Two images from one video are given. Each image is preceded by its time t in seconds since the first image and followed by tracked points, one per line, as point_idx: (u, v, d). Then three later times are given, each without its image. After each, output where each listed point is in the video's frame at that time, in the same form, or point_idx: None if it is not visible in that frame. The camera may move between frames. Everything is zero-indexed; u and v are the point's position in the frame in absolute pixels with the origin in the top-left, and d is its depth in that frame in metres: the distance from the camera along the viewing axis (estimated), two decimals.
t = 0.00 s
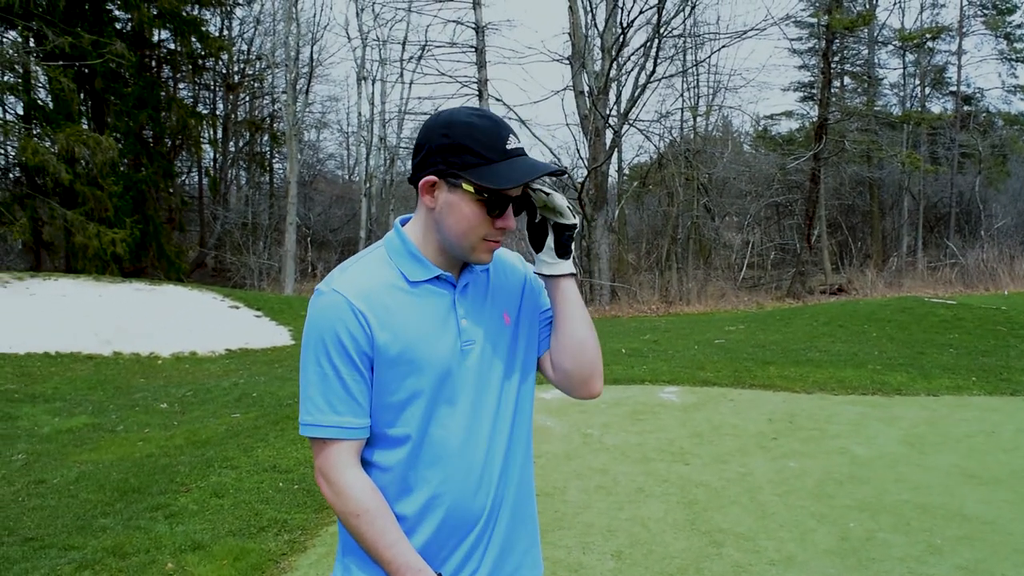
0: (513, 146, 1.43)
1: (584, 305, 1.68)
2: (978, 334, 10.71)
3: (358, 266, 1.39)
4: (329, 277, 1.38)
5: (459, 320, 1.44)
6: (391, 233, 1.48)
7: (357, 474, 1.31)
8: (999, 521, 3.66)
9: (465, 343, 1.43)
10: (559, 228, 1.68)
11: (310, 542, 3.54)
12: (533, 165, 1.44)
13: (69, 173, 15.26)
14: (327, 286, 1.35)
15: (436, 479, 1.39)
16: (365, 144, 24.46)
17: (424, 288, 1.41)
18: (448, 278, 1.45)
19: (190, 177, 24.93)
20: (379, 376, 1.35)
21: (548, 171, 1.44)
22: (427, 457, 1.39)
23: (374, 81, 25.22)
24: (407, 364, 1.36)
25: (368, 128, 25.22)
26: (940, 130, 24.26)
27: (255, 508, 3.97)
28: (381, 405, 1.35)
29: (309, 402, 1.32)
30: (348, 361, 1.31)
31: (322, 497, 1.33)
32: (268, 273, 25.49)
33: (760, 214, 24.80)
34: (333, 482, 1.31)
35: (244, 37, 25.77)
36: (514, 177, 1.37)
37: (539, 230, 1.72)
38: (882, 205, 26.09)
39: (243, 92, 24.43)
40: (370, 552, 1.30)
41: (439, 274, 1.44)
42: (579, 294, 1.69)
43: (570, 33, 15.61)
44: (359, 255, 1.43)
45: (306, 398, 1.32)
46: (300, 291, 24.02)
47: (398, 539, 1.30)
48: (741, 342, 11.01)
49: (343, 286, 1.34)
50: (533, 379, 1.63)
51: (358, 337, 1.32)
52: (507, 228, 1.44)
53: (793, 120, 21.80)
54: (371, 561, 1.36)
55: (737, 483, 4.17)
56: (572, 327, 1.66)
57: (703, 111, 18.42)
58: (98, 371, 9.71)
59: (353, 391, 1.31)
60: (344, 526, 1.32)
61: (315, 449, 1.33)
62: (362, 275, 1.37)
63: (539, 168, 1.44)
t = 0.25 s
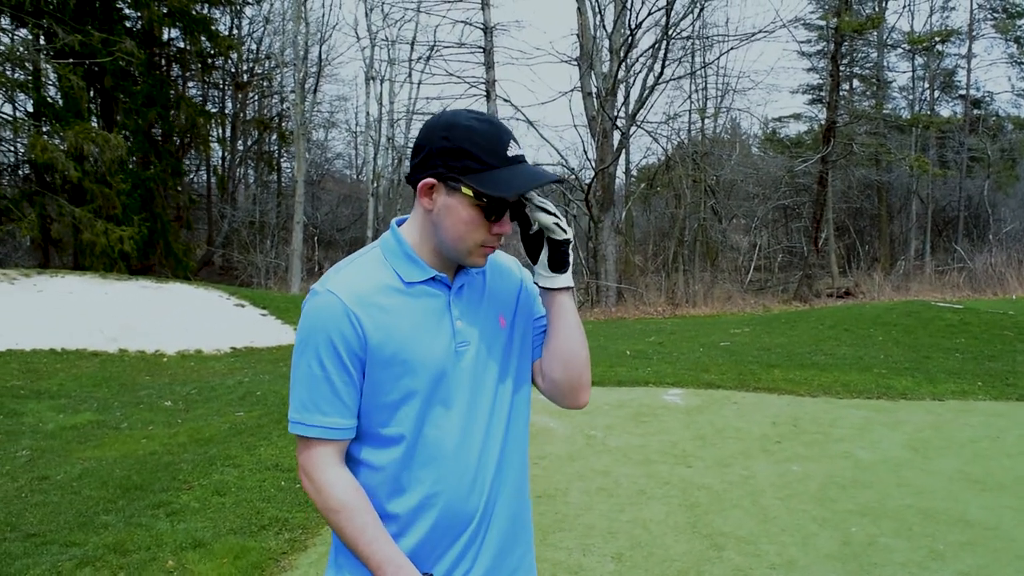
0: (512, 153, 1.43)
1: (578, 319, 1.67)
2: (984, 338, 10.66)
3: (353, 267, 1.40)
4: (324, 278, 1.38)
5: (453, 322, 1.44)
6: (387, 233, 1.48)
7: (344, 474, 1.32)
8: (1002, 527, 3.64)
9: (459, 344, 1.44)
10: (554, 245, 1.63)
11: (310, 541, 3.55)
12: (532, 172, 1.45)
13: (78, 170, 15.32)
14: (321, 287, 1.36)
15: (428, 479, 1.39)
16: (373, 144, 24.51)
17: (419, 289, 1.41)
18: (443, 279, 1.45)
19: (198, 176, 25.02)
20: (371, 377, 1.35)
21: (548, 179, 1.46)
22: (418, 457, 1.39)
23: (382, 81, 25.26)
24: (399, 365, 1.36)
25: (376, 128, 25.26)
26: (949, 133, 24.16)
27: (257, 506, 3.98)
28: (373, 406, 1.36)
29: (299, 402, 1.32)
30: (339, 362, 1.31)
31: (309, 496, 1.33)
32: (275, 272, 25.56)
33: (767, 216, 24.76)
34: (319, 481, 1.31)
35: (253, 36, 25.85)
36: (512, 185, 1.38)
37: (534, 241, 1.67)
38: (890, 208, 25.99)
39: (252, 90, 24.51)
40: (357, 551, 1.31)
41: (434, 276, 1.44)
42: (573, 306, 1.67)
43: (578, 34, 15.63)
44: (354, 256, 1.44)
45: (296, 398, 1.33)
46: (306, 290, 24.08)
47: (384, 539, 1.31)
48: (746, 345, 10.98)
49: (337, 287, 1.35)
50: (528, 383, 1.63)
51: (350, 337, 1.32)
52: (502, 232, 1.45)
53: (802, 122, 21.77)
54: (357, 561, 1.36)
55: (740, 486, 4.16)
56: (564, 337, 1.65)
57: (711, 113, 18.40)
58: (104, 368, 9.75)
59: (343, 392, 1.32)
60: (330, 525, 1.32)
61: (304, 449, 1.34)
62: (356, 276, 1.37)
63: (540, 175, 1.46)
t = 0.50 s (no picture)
0: (526, 187, 1.40)
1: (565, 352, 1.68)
2: (991, 341, 10.62)
3: (348, 269, 1.40)
4: (317, 279, 1.39)
5: (446, 327, 1.44)
6: (386, 235, 1.48)
7: (323, 473, 1.34)
8: (1007, 530, 3.62)
9: (452, 348, 1.43)
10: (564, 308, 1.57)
11: (311, 542, 3.55)
12: (544, 210, 1.42)
13: (84, 171, 15.38)
14: (315, 287, 1.36)
15: (417, 481, 1.40)
16: (379, 145, 24.56)
17: (413, 293, 1.41)
18: (439, 284, 1.45)
19: (204, 177, 25.11)
20: (359, 380, 1.36)
21: (559, 222, 1.42)
22: (407, 460, 1.40)
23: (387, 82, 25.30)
24: (388, 369, 1.36)
25: (382, 129, 25.31)
26: (956, 135, 24.10)
27: (259, 507, 3.99)
28: (363, 407, 1.37)
29: (285, 400, 1.34)
30: (326, 364, 1.32)
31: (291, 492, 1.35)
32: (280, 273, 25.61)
33: (773, 218, 24.72)
34: (299, 480, 1.33)
35: (259, 37, 25.92)
36: (521, 224, 1.35)
37: (546, 292, 1.57)
38: (896, 211, 25.92)
39: (258, 92, 24.58)
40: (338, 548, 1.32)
41: (430, 281, 1.44)
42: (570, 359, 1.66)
43: (583, 36, 15.66)
44: (350, 258, 1.44)
45: (283, 396, 1.34)
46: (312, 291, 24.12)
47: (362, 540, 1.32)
48: (751, 346, 10.97)
49: (329, 288, 1.35)
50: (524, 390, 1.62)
51: (338, 341, 1.32)
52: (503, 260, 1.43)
53: (808, 124, 21.75)
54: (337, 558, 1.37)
55: (743, 489, 4.15)
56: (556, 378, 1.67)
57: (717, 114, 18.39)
58: (109, 368, 9.78)
59: (329, 392, 1.32)
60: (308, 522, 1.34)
61: (287, 447, 1.35)
62: (348, 280, 1.37)
63: (552, 217, 1.42)
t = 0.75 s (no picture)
0: (531, 195, 1.40)
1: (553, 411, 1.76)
2: (1000, 342, 10.56)
3: (351, 266, 1.40)
4: (322, 274, 1.38)
5: (449, 327, 1.45)
6: (392, 234, 1.49)
7: (323, 467, 1.33)
8: (1015, 531, 3.61)
9: (453, 349, 1.44)
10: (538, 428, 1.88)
11: (316, 542, 3.56)
12: (548, 219, 1.42)
13: (93, 173, 15.46)
14: (318, 282, 1.36)
15: (417, 480, 1.41)
16: (386, 147, 24.60)
17: (416, 292, 1.42)
18: (443, 284, 1.46)
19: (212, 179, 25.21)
20: (361, 376, 1.36)
21: (563, 232, 1.42)
22: (406, 458, 1.41)
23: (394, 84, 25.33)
24: (389, 367, 1.37)
25: (389, 130, 25.34)
26: (965, 135, 23.97)
27: (264, 507, 4.00)
28: (363, 404, 1.38)
29: (285, 393, 1.33)
30: (328, 359, 1.32)
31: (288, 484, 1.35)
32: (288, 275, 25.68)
33: (781, 219, 24.65)
34: (297, 473, 1.33)
35: (267, 39, 25.99)
36: (524, 232, 1.35)
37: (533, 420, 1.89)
38: (905, 211, 25.81)
39: (265, 94, 24.65)
40: (335, 541, 1.33)
41: (434, 281, 1.44)
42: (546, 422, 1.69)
43: (590, 36, 15.65)
44: (355, 255, 1.45)
45: (284, 389, 1.33)
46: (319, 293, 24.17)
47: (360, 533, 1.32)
48: (758, 347, 10.94)
49: (333, 284, 1.35)
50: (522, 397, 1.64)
51: (341, 336, 1.32)
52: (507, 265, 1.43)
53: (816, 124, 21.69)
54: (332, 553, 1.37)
55: (748, 489, 4.14)
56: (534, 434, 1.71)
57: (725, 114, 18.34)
58: (117, 370, 9.82)
59: (329, 388, 1.32)
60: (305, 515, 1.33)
61: (286, 440, 1.34)
62: (352, 276, 1.37)
63: (556, 226, 1.42)
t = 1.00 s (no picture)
0: (520, 177, 1.39)
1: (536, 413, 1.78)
2: (1006, 332, 10.52)
3: (353, 251, 1.39)
4: (323, 259, 1.38)
5: (449, 315, 1.45)
6: (393, 220, 1.48)
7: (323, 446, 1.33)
8: (1018, 522, 3.60)
9: (452, 338, 1.44)
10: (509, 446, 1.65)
11: (319, 531, 3.57)
12: (538, 202, 1.41)
13: (100, 162, 15.50)
14: (321, 267, 1.35)
15: (416, 468, 1.42)
16: (392, 136, 24.60)
17: (418, 278, 1.41)
18: (444, 271, 1.45)
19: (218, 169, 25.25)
20: (362, 362, 1.36)
21: (552, 215, 1.41)
22: (404, 446, 1.41)
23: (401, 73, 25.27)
24: (390, 354, 1.37)
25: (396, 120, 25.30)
26: (974, 125, 23.85)
27: (268, 495, 4.02)
28: (363, 390, 1.37)
29: (286, 377, 1.32)
30: (330, 344, 1.31)
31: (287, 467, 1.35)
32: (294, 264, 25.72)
33: (788, 209, 24.56)
34: (297, 455, 1.32)
35: (273, 28, 25.95)
36: (509, 217, 1.33)
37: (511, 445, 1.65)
38: (913, 201, 25.69)
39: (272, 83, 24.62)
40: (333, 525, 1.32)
41: (435, 266, 1.44)
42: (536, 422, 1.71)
43: (597, 25, 15.58)
44: (357, 241, 1.44)
45: (285, 373, 1.33)
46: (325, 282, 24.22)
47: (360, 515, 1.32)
48: (764, 337, 10.92)
49: (334, 269, 1.35)
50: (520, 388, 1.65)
51: (343, 322, 1.31)
52: (499, 248, 1.43)
53: (825, 114, 21.59)
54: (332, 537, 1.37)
55: (752, 479, 4.14)
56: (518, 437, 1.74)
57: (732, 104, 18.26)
58: (123, 358, 9.87)
59: (329, 374, 1.32)
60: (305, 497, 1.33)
61: (285, 424, 1.34)
62: (354, 262, 1.37)
63: (545, 210, 1.41)
